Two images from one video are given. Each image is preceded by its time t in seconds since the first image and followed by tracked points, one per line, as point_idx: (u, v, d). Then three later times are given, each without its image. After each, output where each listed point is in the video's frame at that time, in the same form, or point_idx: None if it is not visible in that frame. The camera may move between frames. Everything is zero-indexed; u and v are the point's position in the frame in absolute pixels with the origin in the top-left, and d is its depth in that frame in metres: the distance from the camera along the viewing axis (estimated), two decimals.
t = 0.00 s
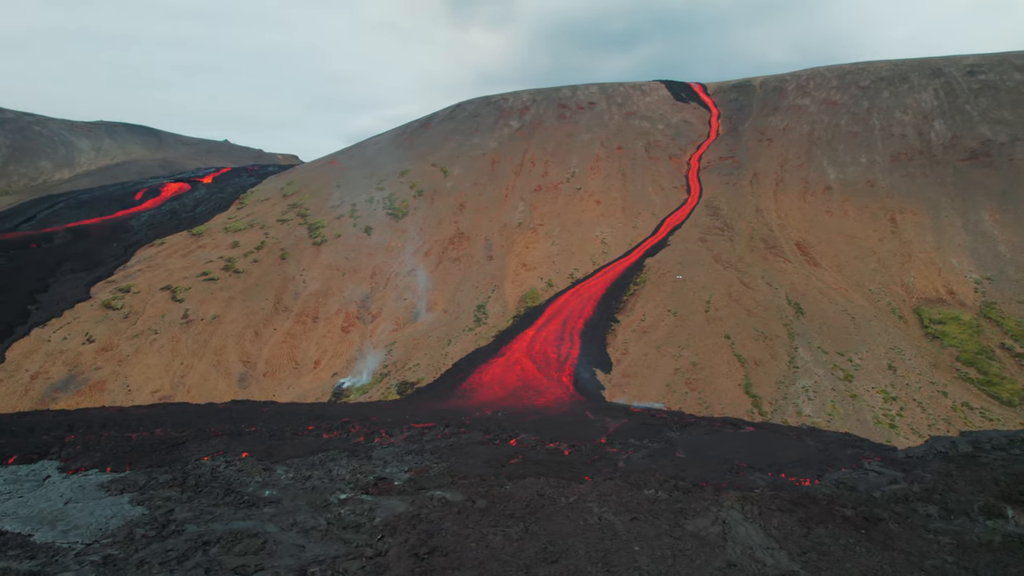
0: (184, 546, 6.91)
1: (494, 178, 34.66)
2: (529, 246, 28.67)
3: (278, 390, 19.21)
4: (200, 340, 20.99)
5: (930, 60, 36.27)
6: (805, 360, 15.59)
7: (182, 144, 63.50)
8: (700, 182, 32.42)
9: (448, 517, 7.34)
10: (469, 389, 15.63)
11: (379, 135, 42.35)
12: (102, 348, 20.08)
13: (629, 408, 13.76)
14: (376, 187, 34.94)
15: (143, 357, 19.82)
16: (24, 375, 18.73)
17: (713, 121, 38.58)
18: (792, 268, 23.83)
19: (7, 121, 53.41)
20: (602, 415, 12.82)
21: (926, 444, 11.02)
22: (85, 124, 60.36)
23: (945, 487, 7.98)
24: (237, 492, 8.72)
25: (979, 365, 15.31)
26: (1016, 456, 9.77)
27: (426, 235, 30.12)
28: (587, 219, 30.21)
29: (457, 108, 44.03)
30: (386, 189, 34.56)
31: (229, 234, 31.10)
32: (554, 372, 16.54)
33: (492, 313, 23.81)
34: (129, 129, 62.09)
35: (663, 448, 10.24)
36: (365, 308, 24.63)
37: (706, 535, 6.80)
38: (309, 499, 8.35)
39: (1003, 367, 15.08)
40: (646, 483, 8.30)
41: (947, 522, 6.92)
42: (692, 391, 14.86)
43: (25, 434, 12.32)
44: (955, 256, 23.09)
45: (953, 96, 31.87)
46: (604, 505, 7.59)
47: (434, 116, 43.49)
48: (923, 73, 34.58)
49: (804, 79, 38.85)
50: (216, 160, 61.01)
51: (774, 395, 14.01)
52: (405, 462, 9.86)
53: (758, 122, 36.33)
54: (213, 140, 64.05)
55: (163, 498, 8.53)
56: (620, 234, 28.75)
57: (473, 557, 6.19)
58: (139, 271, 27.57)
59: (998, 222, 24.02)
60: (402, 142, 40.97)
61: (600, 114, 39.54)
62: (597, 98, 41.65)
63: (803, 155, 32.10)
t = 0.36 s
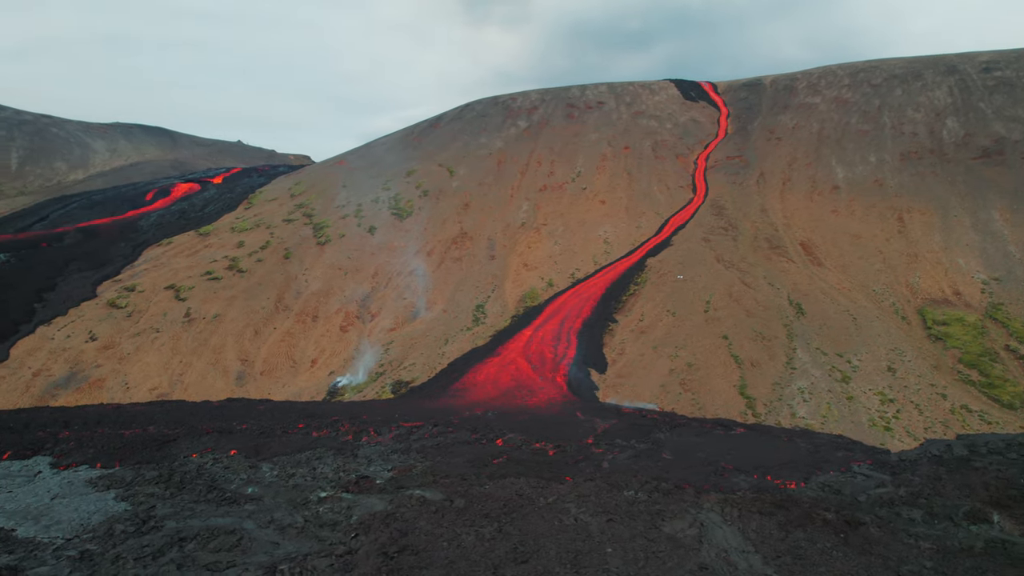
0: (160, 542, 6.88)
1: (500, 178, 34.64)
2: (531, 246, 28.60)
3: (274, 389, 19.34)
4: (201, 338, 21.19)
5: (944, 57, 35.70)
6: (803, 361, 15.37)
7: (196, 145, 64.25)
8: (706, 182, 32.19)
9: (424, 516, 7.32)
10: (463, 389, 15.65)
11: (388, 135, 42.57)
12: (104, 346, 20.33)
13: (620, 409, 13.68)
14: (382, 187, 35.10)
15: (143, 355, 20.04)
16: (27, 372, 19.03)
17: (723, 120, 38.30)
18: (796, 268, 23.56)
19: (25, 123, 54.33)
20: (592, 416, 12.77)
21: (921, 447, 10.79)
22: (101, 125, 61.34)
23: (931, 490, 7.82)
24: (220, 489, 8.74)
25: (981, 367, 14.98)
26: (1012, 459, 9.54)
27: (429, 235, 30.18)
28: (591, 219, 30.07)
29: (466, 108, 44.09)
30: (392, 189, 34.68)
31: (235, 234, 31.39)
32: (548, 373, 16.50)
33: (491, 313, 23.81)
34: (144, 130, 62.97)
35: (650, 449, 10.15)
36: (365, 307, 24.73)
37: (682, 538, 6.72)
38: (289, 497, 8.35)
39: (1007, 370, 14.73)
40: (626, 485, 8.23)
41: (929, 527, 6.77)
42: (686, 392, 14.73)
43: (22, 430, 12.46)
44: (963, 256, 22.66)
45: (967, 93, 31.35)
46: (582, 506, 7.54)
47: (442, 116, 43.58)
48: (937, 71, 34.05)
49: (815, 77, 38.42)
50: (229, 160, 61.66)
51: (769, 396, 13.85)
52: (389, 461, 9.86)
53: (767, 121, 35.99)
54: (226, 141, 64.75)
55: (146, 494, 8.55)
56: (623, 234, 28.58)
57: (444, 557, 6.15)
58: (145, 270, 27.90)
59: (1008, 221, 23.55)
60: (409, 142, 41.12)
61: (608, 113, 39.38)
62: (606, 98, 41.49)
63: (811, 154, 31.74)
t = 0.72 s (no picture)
0: (142, 537, 6.92)
1: (509, 178, 34.61)
2: (538, 246, 28.49)
3: (274, 387, 19.51)
4: (205, 337, 21.46)
5: (965, 53, 34.93)
6: (804, 363, 15.11)
7: (215, 146, 65.16)
8: (716, 181, 31.88)
9: (403, 515, 7.31)
10: (460, 388, 15.68)
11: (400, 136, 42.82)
12: (111, 344, 20.68)
13: (615, 410, 13.60)
14: (392, 187, 35.30)
15: (148, 353, 20.34)
16: (35, 369, 19.44)
17: (736, 118, 37.91)
18: (803, 269, 23.23)
19: (48, 125, 55.54)
20: (585, 416, 12.71)
21: (919, 451, 10.54)
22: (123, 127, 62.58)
23: (922, 496, 7.63)
24: (208, 485, 8.80)
25: (989, 370, 14.57)
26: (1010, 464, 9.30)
27: (436, 235, 30.26)
28: (598, 219, 29.89)
29: (478, 108, 44.16)
30: (402, 189, 34.85)
31: (245, 233, 31.78)
32: (546, 373, 16.45)
33: (493, 313, 23.79)
34: (164, 132, 64.09)
35: (639, 451, 10.05)
36: (368, 306, 24.86)
37: (660, 541, 6.63)
38: (274, 494, 8.38)
39: (1015, 373, 14.31)
40: (609, 486, 8.16)
41: (915, 533, 6.60)
42: (684, 393, 14.57)
43: (24, 426, 12.69)
44: (976, 256, 22.08)
45: (987, 90, 30.65)
46: (562, 507, 7.48)
47: (455, 116, 43.69)
48: (957, 67, 33.35)
49: (832, 75, 37.83)
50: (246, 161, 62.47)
51: (767, 398, 13.65)
52: (377, 460, 9.88)
53: (781, 120, 35.54)
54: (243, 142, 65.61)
55: (135, 491, 8.62)
56: (631, 233, 28.38)
57: (416, 556, 6.13)
58: (156, 269, 28.35)
59: None
60: (421, 142, 41.31)
61: (620, 112, 39.17)
62: (618, 97, 41.26)
63: (824, 152, 31.27)
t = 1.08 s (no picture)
0: (128, 531, 7.01)
1: (521, 178, 34.57)
2: (546, 246, 28.41)
3: (277, 385, 19.73)
4: (213, 335, 21.80)
5: (990, 48, 34.00)
6: (808, 364, 14.83)
7: (235, 147, 66.22)
8: (729, 181, 31.50)
9: (384, 514, 7.31)
10: (458, 387, 15.70)
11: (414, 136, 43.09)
12: (121, 342, 21.11)
13: (613, 410, 13.51)
14: (404, 187, 35.52)
15: (156, 351, 20.73)
16: (47, 366, 19.93)
17: (752, 117, 37.43)
18: (813, 269, 22.83)
19: (74, 128, 56.85)
20: (581, 417, 12.64)
21: (920, 455, 10.27)
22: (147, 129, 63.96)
23: (914, 501, 7.44)
24: (199, 481, 8.89)
25: (1000, 373, 14.12)
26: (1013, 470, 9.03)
27: (446, 235, 30.35)
28: (608, 218, 29.70)
29: (493, 108, 44.20)
30: (414, 190, 35.03)
31: (258, 234, 32.21)
32: (546, 373, 16.39)
33: (498, 312, 23.80)
34: (186, 134, 65.33)
35: (630, 452, 9.95)
36: (375, 306, 25.03)
37: (639, 543, 6.55)
38: (262, 491, 8.44)
39: None
40: (594, 488, 8.08)
41: (903, 540, 6.43)
42: (683, 394, 14.40)
43: (31, 421, 13.00)
44: (993, 255, 21.40)
45: (1012, 86, 29.81)
46: (544, 508, 7.43)
47: (469, 116, 43.80)
48: (981, 63, 32.50)
49: (851, 72, 37.14)
50: (265, 162, 63.37)
51: (768, 400, 13.41)
52: (367, 458, 9.91)
53: (798, 118, 34.99)
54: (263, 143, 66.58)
55: (128, 486, 8.74)
56: (640, 234, 28.16)
57: (391, 555, 6.12)
58: (170, 268, 28.89)
59: None
60: (435, 143, 41.49)
61: (635, 112, 38.89)
62: (633, 96, 40.97)
63: (839, 151, 30.70)
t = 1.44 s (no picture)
0: (116, 525, 7.13)
1: (534, 177, 34.47)
2: (556, 245, 28.30)
3: (281, 382, 19.97)
4: (221, 333, 22.15)
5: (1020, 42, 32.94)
6: (812, 366, 14.54)
7: (256, 148, 67.31)
8: (744, 179, 31.02)
9: (367, 511, 7.34)
10: (457, 387, 15.73)
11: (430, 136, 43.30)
12: (132, 339, 21.56)
13: (611, 411, 13.41)
14: (418, 187, 35.72)
15: (166, 348, 21.13)
16: (60, 362, 20.43)
17: (770, 115, 36.86)
18: (824, 269, 22.39)
19: (100, 130, 58.15)
20: (577, 417, 12.55)
21: (922, 460, 9.99)
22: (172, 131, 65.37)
23: (906, 507, 7.26)
24: (191, 477, 9.02)
25: (1013, 376, 13.64)
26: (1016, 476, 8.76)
27: (456, 234, 30.43)
28: (620, 217, 29.47)
29: (509, 108, 44.15)
30: (427, 190, 35.22)
31: (272, 233, 32.66)
32: (547, 373, 16.32)
33: (504, 312, 23.79)
34: (209, 136, 66.59)
35: (621, 453, 9.84)
36: (383, 304, 25.20)
37: (618, 545, 6.48)
38: (252, 487, 8.53)
39: None
40: (579, 488, 8.02)
41: (889, 546, 6.28)
42: (683, 395, 14.21)
43: (40, 416, 13.34)
44: (1012, 255, 20.73)
45: None
46: (527, 508, 7.39)
47: (485, 116, 43.84)
48: (1009, 58, 31.51)
49: (872, 68, 36.32)
50: (285, 163, 64.26)
51: (770, 401, 13.17)
52: (359, 456, 9.96)
53: (816, 115, 34.34)
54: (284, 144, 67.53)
55: (122, 481, 8.90)
56: (651, 233, 27.90)
57: (366, 552, 6.14)
58: (185, 267, 29.45)
59: None
60: (450, 142, 41.63)
61: (651, 110, 38.51)
62: (649, 95, 40.55)
63: (857, 148, 30.05)
